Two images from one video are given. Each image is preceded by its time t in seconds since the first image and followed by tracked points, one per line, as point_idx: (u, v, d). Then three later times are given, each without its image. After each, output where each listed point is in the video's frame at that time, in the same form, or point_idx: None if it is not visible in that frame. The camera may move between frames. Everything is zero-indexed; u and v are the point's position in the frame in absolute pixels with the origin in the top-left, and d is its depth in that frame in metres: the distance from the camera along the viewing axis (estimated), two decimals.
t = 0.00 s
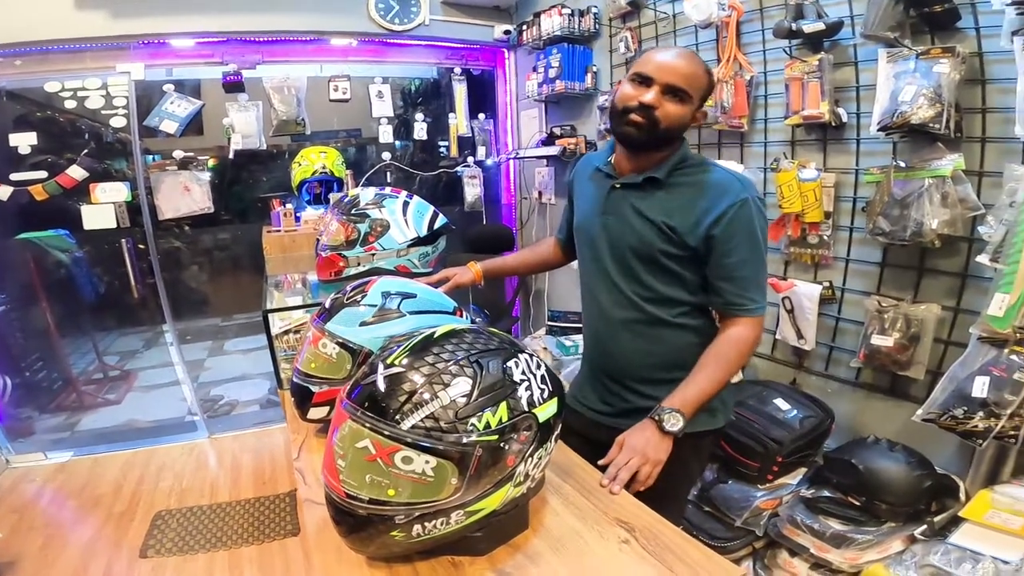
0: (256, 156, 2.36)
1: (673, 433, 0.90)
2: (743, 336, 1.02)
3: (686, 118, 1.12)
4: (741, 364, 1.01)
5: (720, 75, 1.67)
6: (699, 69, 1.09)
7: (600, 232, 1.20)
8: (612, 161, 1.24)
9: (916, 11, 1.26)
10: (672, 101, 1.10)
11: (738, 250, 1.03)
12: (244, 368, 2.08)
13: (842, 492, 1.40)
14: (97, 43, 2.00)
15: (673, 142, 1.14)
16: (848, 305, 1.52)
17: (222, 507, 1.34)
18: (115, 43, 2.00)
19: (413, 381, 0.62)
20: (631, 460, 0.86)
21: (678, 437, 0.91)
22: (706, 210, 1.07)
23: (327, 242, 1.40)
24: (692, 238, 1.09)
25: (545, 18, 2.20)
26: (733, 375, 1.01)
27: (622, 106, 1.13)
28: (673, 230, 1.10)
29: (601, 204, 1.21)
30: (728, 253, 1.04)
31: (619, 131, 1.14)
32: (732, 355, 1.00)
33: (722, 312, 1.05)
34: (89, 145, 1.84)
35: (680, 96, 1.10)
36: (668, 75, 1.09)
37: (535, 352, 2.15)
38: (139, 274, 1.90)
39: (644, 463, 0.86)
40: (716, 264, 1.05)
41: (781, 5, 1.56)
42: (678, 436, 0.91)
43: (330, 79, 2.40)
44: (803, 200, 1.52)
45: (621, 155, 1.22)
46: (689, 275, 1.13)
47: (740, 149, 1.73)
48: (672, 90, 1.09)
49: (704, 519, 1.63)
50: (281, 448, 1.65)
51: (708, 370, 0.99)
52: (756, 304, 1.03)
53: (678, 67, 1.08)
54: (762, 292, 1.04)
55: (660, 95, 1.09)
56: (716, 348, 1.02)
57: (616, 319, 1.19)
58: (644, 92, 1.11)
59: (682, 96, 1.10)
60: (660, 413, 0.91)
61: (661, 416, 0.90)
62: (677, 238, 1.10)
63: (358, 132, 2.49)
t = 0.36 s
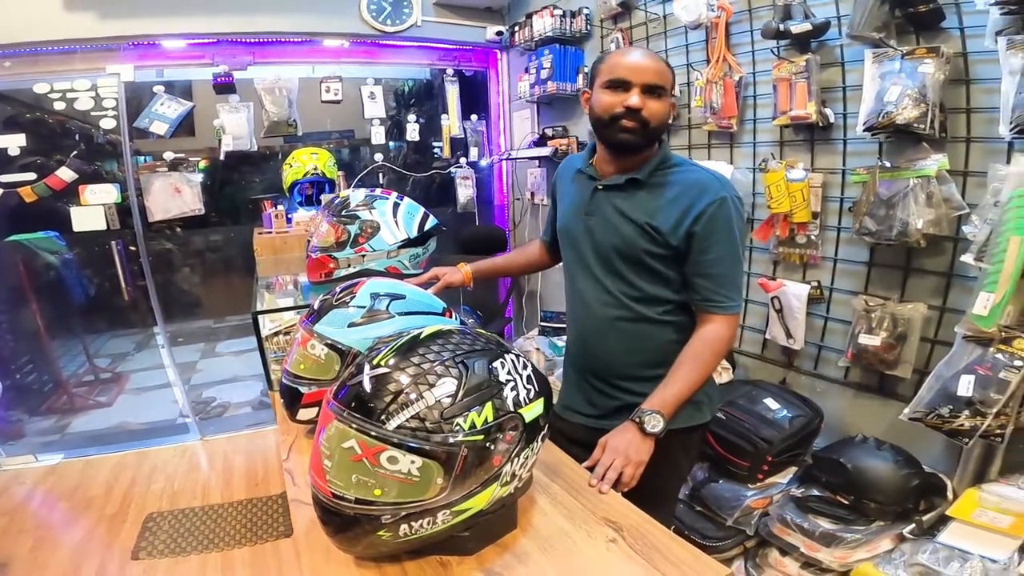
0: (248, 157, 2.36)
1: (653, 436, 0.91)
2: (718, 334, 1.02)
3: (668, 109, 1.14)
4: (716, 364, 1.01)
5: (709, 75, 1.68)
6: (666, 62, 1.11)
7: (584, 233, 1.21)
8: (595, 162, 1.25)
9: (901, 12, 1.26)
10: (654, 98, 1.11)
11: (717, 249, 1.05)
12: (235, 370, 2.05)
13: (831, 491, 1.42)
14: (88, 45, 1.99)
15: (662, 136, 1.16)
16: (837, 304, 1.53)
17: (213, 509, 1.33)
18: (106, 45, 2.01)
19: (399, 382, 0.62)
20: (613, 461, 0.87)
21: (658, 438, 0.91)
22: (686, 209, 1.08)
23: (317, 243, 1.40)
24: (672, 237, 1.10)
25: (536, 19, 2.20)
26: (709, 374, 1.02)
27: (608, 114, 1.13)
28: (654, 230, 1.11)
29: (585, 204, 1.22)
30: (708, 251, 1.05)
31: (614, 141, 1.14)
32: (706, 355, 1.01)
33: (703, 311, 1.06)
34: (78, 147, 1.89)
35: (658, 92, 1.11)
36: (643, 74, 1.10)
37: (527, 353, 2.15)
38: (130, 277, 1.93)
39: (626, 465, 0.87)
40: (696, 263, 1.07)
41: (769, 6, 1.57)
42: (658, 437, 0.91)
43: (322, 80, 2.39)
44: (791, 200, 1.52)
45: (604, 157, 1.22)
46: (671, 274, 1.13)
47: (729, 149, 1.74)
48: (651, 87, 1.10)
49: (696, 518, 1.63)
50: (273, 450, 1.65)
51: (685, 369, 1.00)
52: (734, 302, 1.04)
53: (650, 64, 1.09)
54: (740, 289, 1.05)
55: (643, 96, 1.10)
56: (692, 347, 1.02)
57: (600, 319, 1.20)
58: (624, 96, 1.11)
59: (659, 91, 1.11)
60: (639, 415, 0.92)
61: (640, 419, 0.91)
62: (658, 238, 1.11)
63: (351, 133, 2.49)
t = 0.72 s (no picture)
0: (254, 154, 2.36)
1: (651, 428, 0.91)
2: (724, 333, 1.02)
3: (651, 108, 1.11)
4: (721, 361, 1.01)
5: (718, 76, 1.68)
6: (647, 60, 1.09)
7: (587, 232, 1.21)
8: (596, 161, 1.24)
9: (915, 14, 1.24)
10: (632, 96, 1.09)
11: (720, 246, 1.04)
12: (237, 366, 2.07)
13: (835, 495, 1.40)
14: (97, 40, 1.97)
15: (649, 136, 1.14)
16: (844, 308, 1.52)
17: (215, 506, 1.32)
18: (114, 40, 1.99)
19: (407, 381, 0.61)
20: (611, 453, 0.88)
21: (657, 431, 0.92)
22: (689, 206, 1.07)
23: (324, 241, 1.37)
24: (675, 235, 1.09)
25: (544, 18, 2.20)
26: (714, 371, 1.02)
27: (591, 120, 1.13)
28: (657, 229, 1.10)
29: (587, 204, 1.22)
30: (712, 249, 1.05)
31: (597, 144, 1.14)
32: (712, 353, 1.00)
33: (709, 309, 1.05)
34: (86, 141, 1.87)
35: (635, 91, 1.09)
36: (619, 74, 1.08)
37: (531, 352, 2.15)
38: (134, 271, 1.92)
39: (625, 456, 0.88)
40: (700, 261, 1.06)
41: (781, 7, 1.56)
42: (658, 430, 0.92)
43: (329, 77, 2.39)
44: (800, 203, 1.52)
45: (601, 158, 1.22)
46: (675, 273, 1.13)
47: (737, 150, 1.73)
48: (626, 87, 1.09)
49: (698, 520, 1.62)
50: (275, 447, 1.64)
51: (687, 367, 0.99)
52: (741, 299, 1.03)
53: (626, 64, 1.08)
54: (745, 287, 1.04)
55: (619, 98, 1.09)
56: (697, 344, 1.02)
57: (603, 319, 1.19)
58: (602, 100, 1.11)
59: (639, 90, 1.09)
60: (636, 408, 0.92)
61: (637, 412, 0.92)
62: (661, 236, 1.10)
63: (356, 131, 2.48)
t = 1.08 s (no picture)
0: (271, 150, 2.36)
1: (656, 420, 0.85)
2: (742, 330, 0.98)
3: (650, 102, 1.08)
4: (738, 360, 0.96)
5: (742, 78, 1.66)
6: (635, 57, 1.06)
7: (600, 236, 1.19)
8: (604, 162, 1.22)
9: (949, 18, 1.22)
10: (628, 95, 1.06)
11: (736, 241, 1.01)
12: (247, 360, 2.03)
13: (853, 502, 1.36)
14: (121, 34, 1.99)
15: (654, 132, 1.11)
16: (866, 315, 1.50)
17: (225, 501, 1.33)
18: (138, 34, 2.00)
19: (432, 383, 0.60)
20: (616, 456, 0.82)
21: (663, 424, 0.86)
22: (704, 203, 1.04)
23: (342, 237, 1.38)
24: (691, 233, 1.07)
25: (563, 17, 2.16)
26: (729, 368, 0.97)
27: (591, 126, 1.11)
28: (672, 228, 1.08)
29: (599, 206, 1.20)
30: (729, 246, 1.02)
31: (605, 149, 1.12)
32: (729, 349, 0.96)
33: (727, 307, 1.02)
34: (106, 137, 1.85)
35: (628, 90, 1.06)
36: (611, 75, 1.06)
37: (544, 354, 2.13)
38: (153, 265, 1.88)
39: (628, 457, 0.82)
40: (717, 258, 1.03)
41: (808, 9, 1.53)
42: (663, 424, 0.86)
43: (347, 74, 2.38)
44: (825, 208, 1.49)
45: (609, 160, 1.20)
46: (692, 271, 1.10)
47: (760, 154, 1.71)
48: (620, 88, 1.06)
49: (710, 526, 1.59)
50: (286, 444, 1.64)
51: (703, 361, 0.95)
52: (759, 297, 0.99)
53: (617, 64, 1.05)
54: (764, 282, 1.00)
55: (613, 101, 1.07)
56: (714, 340, 0.97)
57: (620, 322, 1.18)
58: (598, 106, 1.09)
59: (633, 89, 1.06)
60: (640, 399, 0.87)
61: (643, 404, 0.86)
62: (675, 235, 1.07)
63: (371, 128, 2.48)
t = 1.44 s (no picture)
0: (278, 151, 2.37)
1: (650, 423, 0.84)
2: (726, 323, 0.96)
3: (610, 105, 1.05)
4: (726, 354, 0.95)
5: (753, 83, 1.66)
6: (593, 59, 1.02)
7: (579, 241, 1.19)
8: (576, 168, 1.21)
9: (966, 24, 1.21)
10: (587, 100, 1.03)
11: (711, 234, 1.00)
12: (254, 361, 2.04)
13: (861, 509, 1.35)
14: (130, 34, 1.93)
15: (618, 132, 1.09)
16: (877, 321, 1.49)
17: (230, 501, 1.33)
18: (150, 34, 1.95)
19: (445, 389, 0.60)
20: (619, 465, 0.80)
21: (657, 425, 0.84)
22: (677, 199, 1.04)
23: (350, 240, 1.37)
24: (667, 231, 1.06)
25: (571, 20, 2.18)
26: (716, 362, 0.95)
27: (554, 131, 1.09)
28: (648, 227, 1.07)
29: (575, 213, 1.20)
30: (704, 238, 1.00)
31: (570, 153, 1.11)
32: (715, 344, 0.94)
33: (706, 301, 1.00)
34: (116, 136, 1.89)
35: (587, 95, 1.03)
36: (569, 80, 1.03)
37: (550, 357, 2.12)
38: (158, 264, 1.99)
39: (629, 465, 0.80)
40: (694, 252, 1.02)
41: (821, 14, 1.53)
42: (656, 424, 0.84)
43: (355, 76, 2.38)
44: (836, 214, 1.49)
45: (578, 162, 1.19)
46: (671, 269, 1.09)
47: (770, 159, 1.70)
48: (578, 92, 1.03)
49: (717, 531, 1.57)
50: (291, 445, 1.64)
51: (689, 357, 0.93)
52: (738, 288, 0.97)
53: (575, 69, 1.02)
54: (742, 273, 0.98)
55: (572, 106, 1.04)
56: (698, 335, 0.96)
57: (603, 326, 1.17)
58: (557, 112, 1.06)
59: (592, 92, 1.03)
60: (632, 401, 0.85)
61: (634, 407, 0.84)
62: (651, 235, 1.07)
63: (377, 130, 2.48)
